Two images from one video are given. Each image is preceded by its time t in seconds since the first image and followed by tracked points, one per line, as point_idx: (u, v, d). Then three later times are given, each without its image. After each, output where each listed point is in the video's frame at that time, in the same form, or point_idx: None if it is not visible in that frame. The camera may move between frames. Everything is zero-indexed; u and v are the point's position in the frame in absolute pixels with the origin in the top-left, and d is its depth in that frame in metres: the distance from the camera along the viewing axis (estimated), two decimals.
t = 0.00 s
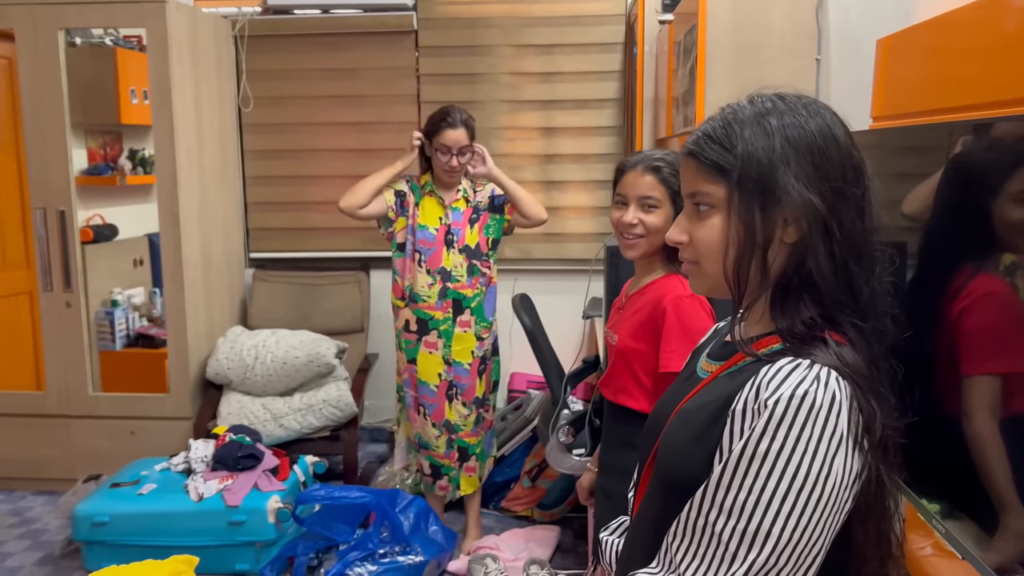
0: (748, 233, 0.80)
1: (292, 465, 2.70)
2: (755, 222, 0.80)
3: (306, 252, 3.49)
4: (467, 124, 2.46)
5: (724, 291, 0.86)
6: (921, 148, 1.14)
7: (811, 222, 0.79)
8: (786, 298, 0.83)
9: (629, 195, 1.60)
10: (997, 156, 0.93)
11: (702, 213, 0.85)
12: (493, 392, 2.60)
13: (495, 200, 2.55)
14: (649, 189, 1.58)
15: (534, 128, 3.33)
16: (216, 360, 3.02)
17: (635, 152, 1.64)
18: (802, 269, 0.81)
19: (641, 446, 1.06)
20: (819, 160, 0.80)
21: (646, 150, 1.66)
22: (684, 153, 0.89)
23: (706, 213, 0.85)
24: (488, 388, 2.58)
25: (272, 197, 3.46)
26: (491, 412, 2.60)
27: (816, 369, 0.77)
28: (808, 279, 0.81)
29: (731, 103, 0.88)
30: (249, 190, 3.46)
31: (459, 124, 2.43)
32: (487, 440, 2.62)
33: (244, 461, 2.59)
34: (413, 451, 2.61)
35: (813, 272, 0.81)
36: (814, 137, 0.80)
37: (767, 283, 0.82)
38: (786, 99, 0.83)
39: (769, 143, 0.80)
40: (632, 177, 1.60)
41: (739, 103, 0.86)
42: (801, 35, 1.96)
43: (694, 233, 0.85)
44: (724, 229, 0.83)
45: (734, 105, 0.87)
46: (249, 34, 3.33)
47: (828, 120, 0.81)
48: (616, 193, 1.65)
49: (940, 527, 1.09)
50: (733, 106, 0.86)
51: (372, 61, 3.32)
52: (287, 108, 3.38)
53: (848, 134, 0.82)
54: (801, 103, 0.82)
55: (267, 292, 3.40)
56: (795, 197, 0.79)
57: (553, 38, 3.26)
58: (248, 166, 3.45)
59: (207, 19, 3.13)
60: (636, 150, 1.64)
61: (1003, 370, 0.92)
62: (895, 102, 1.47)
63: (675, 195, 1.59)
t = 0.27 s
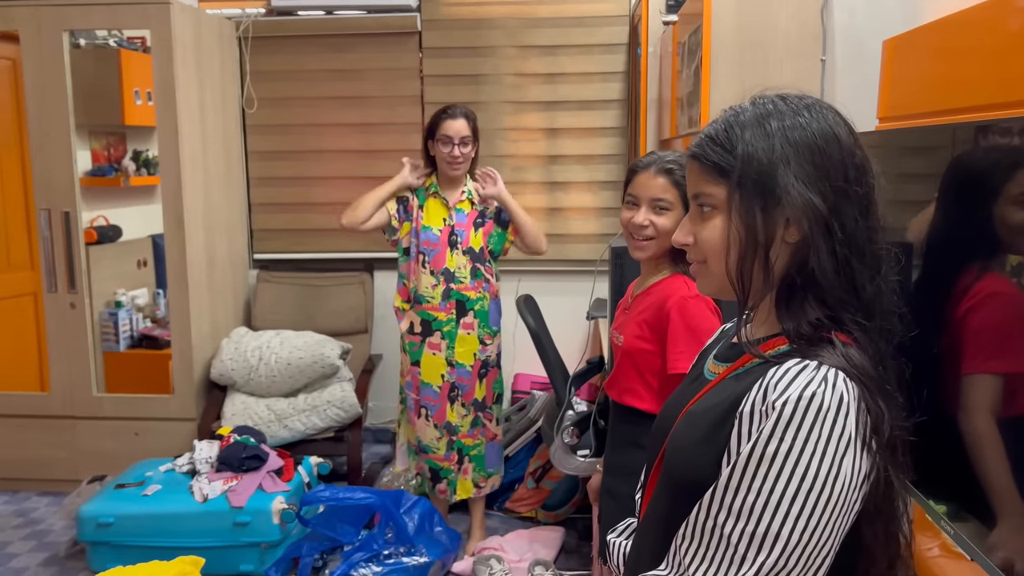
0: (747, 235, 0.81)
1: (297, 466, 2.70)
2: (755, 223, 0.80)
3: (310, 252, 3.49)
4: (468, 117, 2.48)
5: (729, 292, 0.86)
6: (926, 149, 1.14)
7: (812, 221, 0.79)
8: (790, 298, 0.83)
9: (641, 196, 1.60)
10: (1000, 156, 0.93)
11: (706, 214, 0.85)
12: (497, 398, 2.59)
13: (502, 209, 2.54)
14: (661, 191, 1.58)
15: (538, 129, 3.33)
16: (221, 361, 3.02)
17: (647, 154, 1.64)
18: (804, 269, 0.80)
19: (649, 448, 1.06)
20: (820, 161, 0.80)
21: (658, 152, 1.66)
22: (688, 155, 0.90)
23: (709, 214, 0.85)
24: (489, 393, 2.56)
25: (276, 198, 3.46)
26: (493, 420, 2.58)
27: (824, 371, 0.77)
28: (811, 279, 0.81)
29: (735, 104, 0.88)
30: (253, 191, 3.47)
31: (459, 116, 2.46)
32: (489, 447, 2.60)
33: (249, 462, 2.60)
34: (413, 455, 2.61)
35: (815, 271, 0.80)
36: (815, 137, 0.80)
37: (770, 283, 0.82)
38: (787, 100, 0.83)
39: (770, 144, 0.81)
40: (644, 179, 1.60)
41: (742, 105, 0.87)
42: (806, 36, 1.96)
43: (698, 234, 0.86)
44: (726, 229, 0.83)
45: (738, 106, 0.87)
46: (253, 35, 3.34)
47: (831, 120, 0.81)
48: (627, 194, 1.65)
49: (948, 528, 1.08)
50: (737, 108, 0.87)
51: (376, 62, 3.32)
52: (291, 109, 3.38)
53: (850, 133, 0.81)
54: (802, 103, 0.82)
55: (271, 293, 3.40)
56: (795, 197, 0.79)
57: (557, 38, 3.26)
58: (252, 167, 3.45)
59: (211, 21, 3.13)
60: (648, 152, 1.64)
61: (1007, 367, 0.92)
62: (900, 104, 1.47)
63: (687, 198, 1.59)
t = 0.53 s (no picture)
0: (766, 237, 0.80)
1: (298, 467, 2.70)
2: (776, 224, 0.80)
3: (311, 253, 3.49)
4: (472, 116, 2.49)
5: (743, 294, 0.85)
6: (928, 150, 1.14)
7: (832, 223, 0.79)
8: (802, 300, 0.82)
9: (642, 197, 1.60)
10: (997, 157, 0.94)
11: (719, 216, 0.84)
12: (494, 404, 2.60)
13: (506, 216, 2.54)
14: (662, 192, 1.58)
15: (538, 129, 3.33)
16: (222, 362, 3.02)
17: (648, 155, 1.64)
18: (822, 271, 0.80)
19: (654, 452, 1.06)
20: (837, 161, 0.80)
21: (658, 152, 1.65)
22: (695, 155, 0.88)
23: (724, 216, 0.84)
24: (488, 396, 2.57)
25: (277, 199, 3.46)
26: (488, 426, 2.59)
27: (831, 373, 0.77)
28: (827, 281, 0.81)
29: (742, 105, 0.88)
30: (253, 191, 3.47)
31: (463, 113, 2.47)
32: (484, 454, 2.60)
33: (250, 463, 2.59)
34: (408, 456, 2.62)
35: (831, 273, 0.80)
36: (831, 138, 0.81)
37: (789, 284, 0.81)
38: (800, 102, 0.83)
39: (787, 145, 0.80)
40: (645, 180, 1.60)
41: (752, 106, 0.86)
42: (808, 37, 1.96)
43: (712, 235, 0.84)
44: (744, 231, 0.82)
45: (747, 107, 0.87)
46: (254, 36, 3.34)
47: (843, 120, 0.82)
48: (628, 194, 1.64)
49: (952, 529, 1.08)
50: (746, 108, 0.86)
51: (376, 63, 3.32)
52: (292, 110, 3.38)
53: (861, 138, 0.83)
54: (815, 106, 0.83)
55: (272, 293, 3.40)
56: (817, 198, 0.79)
57: (558, 39, 3.26)
58: (253, 167, 3.45)
59: (211, 21, 3.13)
60: (648, 153, 1.64)
61: (1007, 364, 0.92)
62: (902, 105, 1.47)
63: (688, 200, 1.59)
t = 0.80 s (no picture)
0: (821, 236, 0.79)
1: (297, 467, 2.70)
2: (832, 222, 0.79)
3: (310, 252, 3.49)
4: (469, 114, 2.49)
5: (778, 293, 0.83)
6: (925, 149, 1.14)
7: (871, 225, 0.81)
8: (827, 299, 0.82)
9: (634, 202, 1.60)
10: (1002, 157, 0.94)
11: (765, 214, 0.81)
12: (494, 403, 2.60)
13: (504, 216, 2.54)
14: (653, 195, 1.58)
15: (538, 128, 3.33)
16: (221, 361, 3.02)
17: (635, 158, 1.64)
18: (860, 273, 0.81)
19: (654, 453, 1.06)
20: (867, 166, 0.82)
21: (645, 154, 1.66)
22: (730, 148, 0.84)
23: (770, 214, 0.81)
24: (489, 395, 2.56)
25: (276, 198, 3.45)
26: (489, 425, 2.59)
27: (835, 371, 0.76)
28: (861, 282, 0.82)
29: (769, 101, 0.86)
30: (252, 190, 3.46)
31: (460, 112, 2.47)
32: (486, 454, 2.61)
33: (250, 463, 2.59)
34: (408, 457, 2.62)
35: (864, 275, 0.81)
36: (865, 143, 0.83)
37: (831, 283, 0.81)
38: (836, 103, 0.84)
39: (838, 144, 0.80)
40: (635, 184, 1.60)
41: (785, 102, 0.85)
42: (808, 36, 1.96)
43: (756, 232, 0.81)
44: (796, 229, 0.80)
45: (778, 103, 0.86)
46: (253, 35, 3.33)
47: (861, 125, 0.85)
48: (619, 199, 1.65)
49: (955, 527, 1.08)
50: (780, 104, 0.85)
51: (376, 62, 3.31)
52: (291, 109, 3.37)
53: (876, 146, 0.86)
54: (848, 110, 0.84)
55: (272, 293, 3.40)
56: (864, 200, 0.80)
57: (557, 38, 3.26)
58: (252, 167, 3.44)
59: (210, 20, 3.13)
60: (635, 157, 1.64)
61: (1010, 360, 0.93)
62: (903, 103, 1.47)
63: (680, 199, 1.59)
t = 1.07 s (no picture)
0: (824, 228, 0.80)
1: (298, 462, 2.70)
2: (835, 215, 0.80)
3: (310, 248, 3.49)
4: (467, 108, 2.49)
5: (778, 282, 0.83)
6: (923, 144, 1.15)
7: (871, 215, 0.81)
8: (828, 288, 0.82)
9: (637, 190, 1.61)
10: (1002, 151, 0.94)
11: (769, 204, 0.82)
12: (496, 398, 2.60)
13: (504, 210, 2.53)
14: (658, 184, 1.59)
15: (537, 124, 3.33)
16: (221, 357, 3.02)
17: (640, 149, 1.65)
18: (864, 264, 0.82)
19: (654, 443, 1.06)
20: (871, 158, 0.83)
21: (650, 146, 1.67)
22: (735, 136, 0.84)
23: (774, 204, 0.81)
24: (491, 390, 2.56)
25: (276, 194, 3.45)
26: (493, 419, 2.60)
27: (836, 359, 0.77)
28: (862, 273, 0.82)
29: (774, 90, 0.87)
30: (252, 186, 3.46)
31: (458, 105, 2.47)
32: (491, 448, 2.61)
33: (251, 458, 2.59)
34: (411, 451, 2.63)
35: (867, 267, 0.82)
36: (867, 136, 0.83)
37: (832, 272, 0.81)
38: (841, 94, 0.84)
39: (843, 137, 0.81)
40: (640, 173, 1.61)
41: (791, 91, 0.85)
42: (808, 31, 1.96)
43: (760, 222, 0.81)
44: (800, 220, 0.81)
45: (784, 92, 0.86)
46: (252, 30, 3.33)
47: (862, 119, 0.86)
48: (622, 189, 1.65)
49: (956, 518, 1.08)
50: (786, 93, 0.85)
51: (375, 57, 3.31)
52: (291, 105, 3.37)
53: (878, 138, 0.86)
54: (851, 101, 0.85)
55: (272, 289, 3.41)
56: (868, 193, 0.81)
57: (556, 33, 3.26)
58: (252, 162, 3.44)
59: (210, 16, 3.13)
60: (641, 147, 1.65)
61: (1008, 351, 0.93)
62: (905, 95, 1.47)
63: (683, 191, 1.60)
